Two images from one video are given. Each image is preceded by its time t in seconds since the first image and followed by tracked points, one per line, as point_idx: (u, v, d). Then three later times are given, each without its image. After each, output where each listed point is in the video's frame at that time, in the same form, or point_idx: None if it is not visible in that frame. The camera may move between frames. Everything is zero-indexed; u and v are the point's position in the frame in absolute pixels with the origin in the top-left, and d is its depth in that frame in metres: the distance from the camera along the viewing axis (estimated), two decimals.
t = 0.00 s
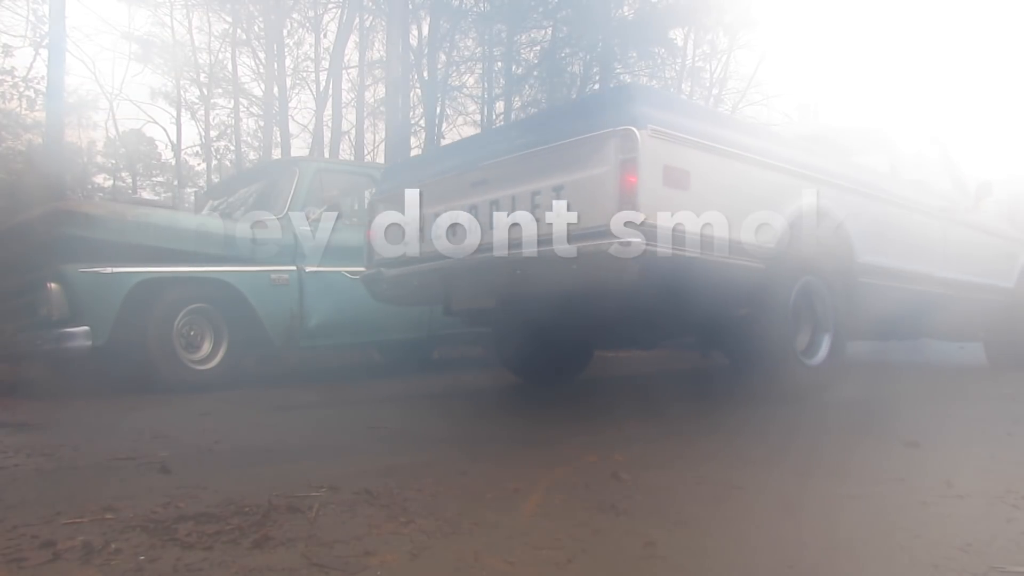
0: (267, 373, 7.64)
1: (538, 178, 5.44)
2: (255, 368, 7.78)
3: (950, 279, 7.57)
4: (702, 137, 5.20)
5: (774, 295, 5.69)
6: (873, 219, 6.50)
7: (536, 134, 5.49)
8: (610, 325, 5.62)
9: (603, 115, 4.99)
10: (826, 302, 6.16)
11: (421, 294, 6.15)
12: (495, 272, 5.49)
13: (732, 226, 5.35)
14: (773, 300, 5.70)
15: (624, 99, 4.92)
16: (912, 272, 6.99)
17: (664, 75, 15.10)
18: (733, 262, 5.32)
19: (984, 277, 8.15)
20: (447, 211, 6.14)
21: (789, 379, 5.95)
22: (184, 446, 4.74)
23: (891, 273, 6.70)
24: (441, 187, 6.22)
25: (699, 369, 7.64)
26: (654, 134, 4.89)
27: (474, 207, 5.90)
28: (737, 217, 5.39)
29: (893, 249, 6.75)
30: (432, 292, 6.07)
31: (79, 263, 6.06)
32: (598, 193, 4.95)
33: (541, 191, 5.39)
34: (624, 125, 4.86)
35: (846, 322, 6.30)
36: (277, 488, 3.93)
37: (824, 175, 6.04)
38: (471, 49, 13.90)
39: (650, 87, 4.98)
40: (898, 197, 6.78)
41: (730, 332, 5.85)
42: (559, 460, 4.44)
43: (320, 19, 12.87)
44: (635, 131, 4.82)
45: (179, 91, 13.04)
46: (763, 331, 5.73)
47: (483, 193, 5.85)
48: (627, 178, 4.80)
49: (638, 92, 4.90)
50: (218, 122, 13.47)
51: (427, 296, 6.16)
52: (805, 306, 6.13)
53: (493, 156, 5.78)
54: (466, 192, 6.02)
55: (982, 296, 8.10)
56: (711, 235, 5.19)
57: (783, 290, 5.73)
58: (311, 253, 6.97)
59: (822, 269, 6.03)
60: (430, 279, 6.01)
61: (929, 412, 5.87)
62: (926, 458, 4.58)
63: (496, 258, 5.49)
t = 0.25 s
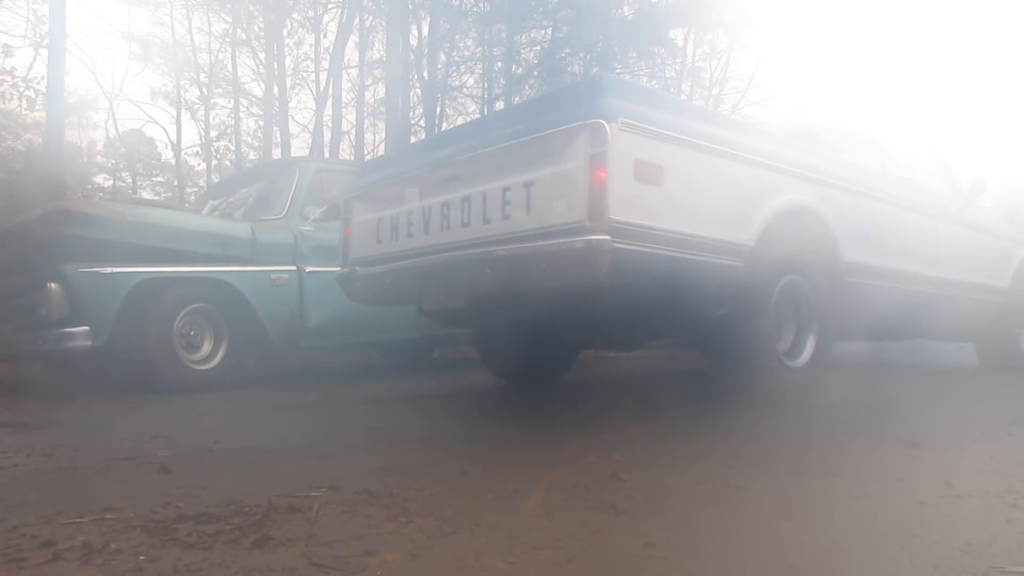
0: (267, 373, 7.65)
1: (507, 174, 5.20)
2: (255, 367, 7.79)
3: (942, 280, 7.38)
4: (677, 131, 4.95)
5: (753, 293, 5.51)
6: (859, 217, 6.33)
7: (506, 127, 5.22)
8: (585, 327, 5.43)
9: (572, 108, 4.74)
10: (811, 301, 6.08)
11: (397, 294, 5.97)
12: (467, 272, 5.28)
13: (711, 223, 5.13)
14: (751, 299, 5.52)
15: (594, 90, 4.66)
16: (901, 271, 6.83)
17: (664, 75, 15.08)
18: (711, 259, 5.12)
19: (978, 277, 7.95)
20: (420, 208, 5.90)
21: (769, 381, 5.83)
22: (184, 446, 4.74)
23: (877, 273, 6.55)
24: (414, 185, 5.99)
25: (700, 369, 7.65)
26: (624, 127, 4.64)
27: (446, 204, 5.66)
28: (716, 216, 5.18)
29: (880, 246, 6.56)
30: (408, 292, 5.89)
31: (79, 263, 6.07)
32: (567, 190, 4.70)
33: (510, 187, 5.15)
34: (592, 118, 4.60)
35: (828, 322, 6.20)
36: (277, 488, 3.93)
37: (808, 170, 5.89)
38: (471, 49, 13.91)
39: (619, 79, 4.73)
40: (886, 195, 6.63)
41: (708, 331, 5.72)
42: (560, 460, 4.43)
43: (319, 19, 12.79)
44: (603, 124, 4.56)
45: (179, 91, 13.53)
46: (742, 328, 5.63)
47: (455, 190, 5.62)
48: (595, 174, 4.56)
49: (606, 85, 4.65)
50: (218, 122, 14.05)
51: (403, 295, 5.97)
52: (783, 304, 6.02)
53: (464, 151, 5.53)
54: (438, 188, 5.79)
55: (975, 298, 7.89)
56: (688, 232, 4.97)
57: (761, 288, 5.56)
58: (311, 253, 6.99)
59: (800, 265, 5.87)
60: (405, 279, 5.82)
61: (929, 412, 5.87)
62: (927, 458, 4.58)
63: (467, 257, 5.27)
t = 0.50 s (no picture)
0: (266, 372, 7.65)
1: (481, 171, 5.05)
2: (255, 368, 7.79)
3: (931, 277, 7.24)
4: (654, 126, 4.83)
5: (732, 292, 5.39)
6: (844, 214, 6.23)
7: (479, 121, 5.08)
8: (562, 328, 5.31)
9: (543, 101, 4.59)
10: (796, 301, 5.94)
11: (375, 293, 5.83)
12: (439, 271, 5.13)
13: (687, 220, 4.98)
14: (731, 298, 5.40)
15: (565, 81, 4.53)
16: (894, 271, 6.76)
17: (664, 75, 15.10)
18: (688, 258, 4.99)
19: (969, 276, 7.79)
20: (394, 205, 5.79)
21: (754, 384, 5.68)
22: (185, 446, 4.75)
23: (864, 271, 6.43)
24: (389, 181, 5.88)
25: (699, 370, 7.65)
26: (595, 120, 4.48)
27: (419, 201, 5.54)
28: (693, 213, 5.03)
29: (866, 244, 6.45)
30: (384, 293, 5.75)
31: (78, 263, 6.08)
32: (537, 185, 4.54)
33: (483, 183, 4.99)
34: (563, 111, 4.45)
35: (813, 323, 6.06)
36: (277, 487, 3.93)
37: (792, 165, 5.78)
38: (471, 49, 13.87)
39: (591, 72, 4.59)
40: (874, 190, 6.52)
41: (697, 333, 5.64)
42: (560, 460, 4.44)
43: (319, 19, 12.75)
44: (574, 116, 4.41)
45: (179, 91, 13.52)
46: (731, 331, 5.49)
47: (429, 186, 5.50)
48: (564, 168, 4.40)
49: (577, 77, 4.51)
50: (218, 122, 14.08)
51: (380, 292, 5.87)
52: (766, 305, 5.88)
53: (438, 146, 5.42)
54: (413, 185, 5.67)
55: (967, 297, 7.75)
56: (663, 230, 4.84)
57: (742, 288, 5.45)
58: (311, 253, 7.02)
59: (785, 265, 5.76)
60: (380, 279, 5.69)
61: (927, 412, 5.87)
62: (927, 457, 4.59)
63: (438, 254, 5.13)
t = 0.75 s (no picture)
0: (266, 372, 7.64)
1: (450, 167, 4.87)
2: (255, 368, 7.79)
3: (919, 275, 7.09)
4: (632, 120, 4.67)
5: (712, 291, 5.22)
6: (830, 212, 6.09)
7: (450, 116, 4.91)
8: (535, 328, 5.13)
9: (517, 95, 4.44)
10: (779, 296, 5.78)
11: (344, 294, 5.64)
12: (407, 271, 4.94)
13: (666, 219, 4.82)
14: (711, 298, 5.24)
15: (539, 73, 4.37)
16: (890, 272, 6.75)
17: (664, 75, 15.10)
18: (668, 257, 4.83)
19: (958, 275, 7.63)
20: (366, 203, 5.57)
21: (750, 387, 5.65)
22: (185, 446, 4.74)
23: (861, 273, 6.41)
24: (360, 178, 5.67)
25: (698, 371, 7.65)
26: (569, 113, 4.32)
27: (388, 199, 5.36)
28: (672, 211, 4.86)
29: (852, 242, 6.32)
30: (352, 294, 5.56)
31: (79, 263, 6.09)
32: (507, 181, 4.38)
33: (453, 179, 4.82)
34: (535, 104, 4.29)
35: (798, 318, 5.91)
36: (277, 488, 3.93)
37: (785, 165, 5.72)
38: (471, 49, 13.65)
39: (565, 64, 4.43)
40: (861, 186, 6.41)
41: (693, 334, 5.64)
42: (560, 460, 4.44)
43: (319, 19, 12.69)
44: (547, 109, 4.25)
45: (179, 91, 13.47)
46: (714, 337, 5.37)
47: (400, 182, 5.28)
48: (537, 163, 4.23)
49: (551, 69, 4.35)
50: (218, 122, 14.09)
51: (350, 296, 5.65)
52: (747, 304, 5.71)
53: (409, 141, 5.21)
54: (383, 181, 5.48)
55: (965, 298, 7.73)
56: (640, 226, 4.66)
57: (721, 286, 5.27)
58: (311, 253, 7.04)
59: (766, 263, 5.60)
60: (349, 279, 5.50)
61: (924, 412, 5.87)
62: (927, 457, 4.59)
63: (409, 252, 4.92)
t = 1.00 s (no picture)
0: (267, 372, 7.65)
1: (422, 163, 4.64)
2: (255, 368, 7.79)
3: (909, 274, 6.96)
4: (611, 114, 4.46)
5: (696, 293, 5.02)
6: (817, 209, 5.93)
7: (422, 109, 4.68)
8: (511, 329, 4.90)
9: (488, 87, 4.22)
10: (762, 294, 5.58)
11: (314, 296, 5.40)
12: (376, 272, 4.71)
13: (647, 216, 4.60)
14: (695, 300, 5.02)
15: (511, 64, 4.14)
16: (887, 273, 6.70)
17: (664, 75, 15.09)
18: (648, 256, 4.63)
19: (948, 274, 7.52)
20: (337, 201, 5.33)
21: (747, 389, 5.59)
22: (184, 446, 4.75)
23: (858, 274, 6.37)
24: (330, 175, 5.42)
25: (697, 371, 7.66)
26: (542, 105, 4.09)
27: (359, 196, 5.12)
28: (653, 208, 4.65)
29: (840, 240, 6.16)
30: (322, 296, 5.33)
31: (79, 263, 6.11)
32: (479, 177, 4.16)
33: (425, 176, 4.59)
34: (507, 96, 4.07)
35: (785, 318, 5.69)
36: (277, 487, 3.93)
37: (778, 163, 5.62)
38: (471, 49, 13.56)
39: (538, 54, 4.20)
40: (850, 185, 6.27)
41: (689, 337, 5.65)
42: (560, 460, 4.44)
43: (319, 19, 12.67)
44: (518, 101, 4.02)
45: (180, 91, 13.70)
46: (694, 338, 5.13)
47: (371, 180, 5.05)
48: (507, 158, 4.01)
49: (523, 59, 4.13)
50: (218, 122, 14.20)
51: (319, 297, 5.42)
52: (731, 302, 5.50)
53: (380, 137, 4.98)
54: (353, 179, 5.24)
55: (962, 298, 7.71)
56: (617, 224, 4.44)
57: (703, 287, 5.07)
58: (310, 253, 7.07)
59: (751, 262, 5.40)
60: (318, 281, 5.26)
61: (921, 412, 5.87)
62: (927, 458, 4.59)
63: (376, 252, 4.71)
